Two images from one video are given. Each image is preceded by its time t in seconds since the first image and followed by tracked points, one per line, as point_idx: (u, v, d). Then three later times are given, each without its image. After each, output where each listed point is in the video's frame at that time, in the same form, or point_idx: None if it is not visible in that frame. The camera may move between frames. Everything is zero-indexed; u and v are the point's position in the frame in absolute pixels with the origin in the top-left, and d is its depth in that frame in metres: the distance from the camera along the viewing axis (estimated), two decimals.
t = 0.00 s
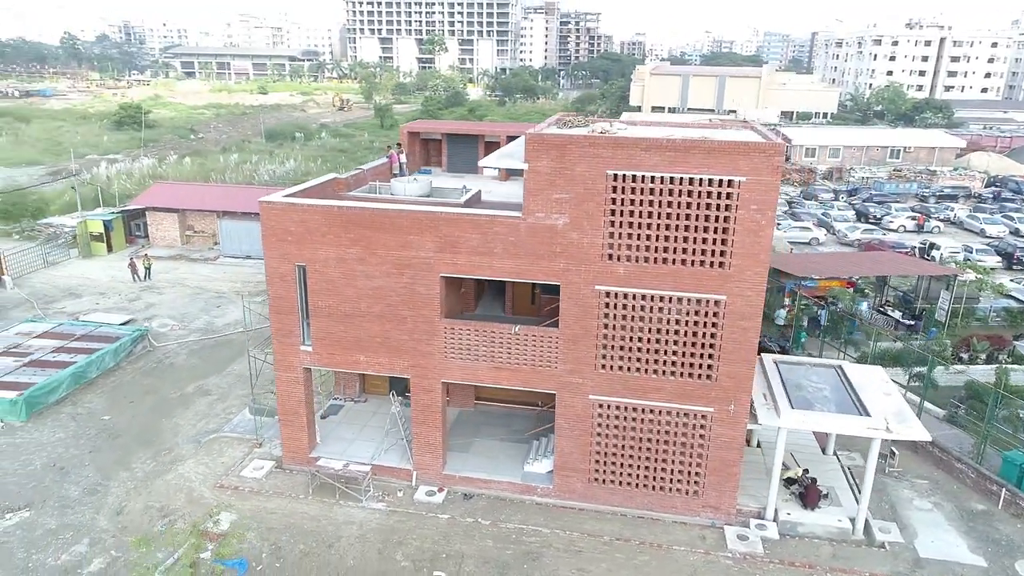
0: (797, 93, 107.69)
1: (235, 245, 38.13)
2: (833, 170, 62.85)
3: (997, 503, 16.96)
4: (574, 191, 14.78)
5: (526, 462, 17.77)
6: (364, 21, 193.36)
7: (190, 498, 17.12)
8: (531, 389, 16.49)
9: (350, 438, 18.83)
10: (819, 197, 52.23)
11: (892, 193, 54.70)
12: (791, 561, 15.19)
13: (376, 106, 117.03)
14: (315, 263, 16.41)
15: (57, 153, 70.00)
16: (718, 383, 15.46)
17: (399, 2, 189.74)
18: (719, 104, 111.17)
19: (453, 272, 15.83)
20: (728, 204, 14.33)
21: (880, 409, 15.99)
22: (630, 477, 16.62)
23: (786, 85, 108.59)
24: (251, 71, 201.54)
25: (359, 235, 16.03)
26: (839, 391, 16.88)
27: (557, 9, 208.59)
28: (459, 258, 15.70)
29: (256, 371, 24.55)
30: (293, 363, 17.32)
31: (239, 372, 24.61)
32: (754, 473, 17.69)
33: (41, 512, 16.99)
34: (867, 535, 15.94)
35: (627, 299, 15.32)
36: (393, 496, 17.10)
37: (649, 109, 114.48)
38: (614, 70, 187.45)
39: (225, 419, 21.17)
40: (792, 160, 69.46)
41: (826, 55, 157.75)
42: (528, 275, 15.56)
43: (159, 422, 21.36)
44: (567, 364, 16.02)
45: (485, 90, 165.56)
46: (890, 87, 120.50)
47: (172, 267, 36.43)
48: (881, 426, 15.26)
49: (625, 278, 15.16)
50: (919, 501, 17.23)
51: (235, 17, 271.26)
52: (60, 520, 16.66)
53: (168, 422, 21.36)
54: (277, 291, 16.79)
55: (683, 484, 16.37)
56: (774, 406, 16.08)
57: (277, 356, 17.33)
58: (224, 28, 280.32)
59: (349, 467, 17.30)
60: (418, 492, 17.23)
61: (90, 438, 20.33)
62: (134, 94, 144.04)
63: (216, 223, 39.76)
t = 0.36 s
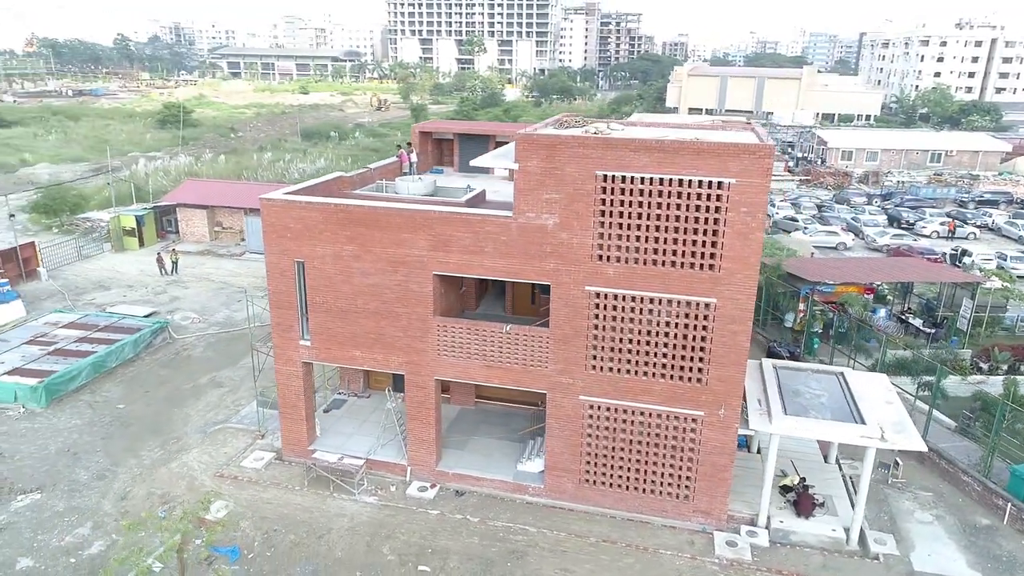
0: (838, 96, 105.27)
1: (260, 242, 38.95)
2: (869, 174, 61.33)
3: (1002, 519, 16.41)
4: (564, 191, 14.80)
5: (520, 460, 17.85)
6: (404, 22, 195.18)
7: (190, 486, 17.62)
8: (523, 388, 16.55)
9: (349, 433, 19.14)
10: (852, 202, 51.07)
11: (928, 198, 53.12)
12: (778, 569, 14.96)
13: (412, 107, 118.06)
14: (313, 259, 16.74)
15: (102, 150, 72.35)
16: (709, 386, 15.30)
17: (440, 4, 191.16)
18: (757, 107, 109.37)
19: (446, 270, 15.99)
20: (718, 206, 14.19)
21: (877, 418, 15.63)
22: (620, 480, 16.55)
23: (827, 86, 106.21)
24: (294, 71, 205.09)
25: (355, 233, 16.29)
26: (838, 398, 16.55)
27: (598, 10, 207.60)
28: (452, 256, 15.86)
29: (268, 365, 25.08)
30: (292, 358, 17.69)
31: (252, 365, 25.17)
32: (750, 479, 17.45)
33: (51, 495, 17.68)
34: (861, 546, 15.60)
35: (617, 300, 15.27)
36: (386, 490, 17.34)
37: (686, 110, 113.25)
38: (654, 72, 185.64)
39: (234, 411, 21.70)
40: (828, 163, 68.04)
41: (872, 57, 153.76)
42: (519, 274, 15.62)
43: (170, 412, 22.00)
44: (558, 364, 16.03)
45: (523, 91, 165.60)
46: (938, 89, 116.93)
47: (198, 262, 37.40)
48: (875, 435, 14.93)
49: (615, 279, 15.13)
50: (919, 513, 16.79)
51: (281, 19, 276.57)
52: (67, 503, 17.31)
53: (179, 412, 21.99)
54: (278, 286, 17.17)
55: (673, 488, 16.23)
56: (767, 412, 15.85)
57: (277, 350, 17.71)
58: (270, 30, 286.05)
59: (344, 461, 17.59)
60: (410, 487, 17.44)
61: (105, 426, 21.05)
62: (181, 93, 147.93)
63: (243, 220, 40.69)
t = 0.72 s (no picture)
0: (884, 98, 102.52)
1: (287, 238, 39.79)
2: (910, 179, 59.60)
3: (1008, 536, 15.80)
4: (553, 191, 14.81)
5: (514, 459, 18.06)
6: (448, 23, 196.70)
7: (193, 474, 18.16)
8: (515, 388, 16.61)
9: (350, 426, 19.48)
10: (888, 207, 49.74)
11: (971, 203, 51.32)
12: None
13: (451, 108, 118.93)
14: (313, 255, 17.08)
15: (148, 147, 74.70)
16: (699, 390, 15.11)
17: (483, 5, 192.10)
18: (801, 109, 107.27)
19: (440, 268, 16.14)
20: (708, 208, 14.02)
21: (874, 428, 15.24)
22: (611, 482, 16.47)
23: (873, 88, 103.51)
24: (339, 72, 208.42)
25: (353, 230, 16.56)
26: (837, 406, 16.18)
27: (642, 10, 206.02)
28: (445, 255, 16.00)
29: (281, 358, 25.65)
30: (293, 352, 18.06)
31: (266, 358, 25.76)
32: (745, 486, 17.19)
33: (64, 478, 18.40)
34: (855, 558, 15.20)
35: (607, 302, 15.22)
36: (380, 485, 17.60)
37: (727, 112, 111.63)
38: (697, 73, 183.20)
39: (244, 402, 22.27)
40: (868, 167, 66.35)
41: (924, 59, 149.17)
42: (511, 273, 15.67)
43: (184, 401, 22.68)
44: (549, 364, 16.03)
45: (563, 92, 165.27)
46: (992, 91, 112.86)
47: (227, 257, 38.38)
48: (869, 444, 14.57)
49: (605, 281, 15.06)
50: (920, 527, 16.30)
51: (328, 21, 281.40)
52: (77, 487, 18.00)
53: (193, 402, 22.66)
54: (279, 281, 17.56)
55: (664, 492, 16.08)
56: (760, 418, 15.58)
57: (279, 344, 18.11)
58: (319, 31, 291.44)
59: (340, 453, 17.93)
60: (404, 483, 17.64)
61: (121, 413, 21.81)
62: (229, 94, 151.71)
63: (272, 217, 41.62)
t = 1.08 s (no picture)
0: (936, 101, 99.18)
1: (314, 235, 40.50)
2: (956, 184, 57.60)
3: (1014, 554, 15.21)
4: (544, 191, 14.82)
5: (509, 458, 18.04)
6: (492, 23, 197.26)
7: (198, 462, 18.69)
8: (509, 387, 16.64)
9: (352, 420, 19.81)
10: (929, 212, 48.11)
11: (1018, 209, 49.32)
12: None
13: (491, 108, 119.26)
14: (314, 251, 17.41)
15: (193, 145, 76.85)
16: (691, 393, 14.91)
17: (526, 6, 192.13)
18: (847, 111, 104.60)
19: (435, 266, 16.28)
20: (698, 210, 13.83)
21: (871, 438, 14.81)
22: (602, 484, 16.38)
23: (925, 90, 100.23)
24: (384, 72, 210.96)
25: (351, 226, 16.81)
26: (836, 414, 15.79)
27: (689, 10, 203.43)
28: (440, 253, 16.14)
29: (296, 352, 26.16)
30: (296, 346, 18.44)
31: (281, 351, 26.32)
32: (741, 494, 16.92)
33: (78, 461, 19.13)
34: (848, 570, 14.83)
35: (598, 302, 15.14)
36: (375, 479, 17.86)
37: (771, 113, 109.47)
38: (744, 74, 179.98)
39: (255, 394, 22.82)
40: (912, 170, 64.35)
41: (979, 59, 143.55)
42: (503, 272, 15.72)
43: (199, 391, 23.33)
44: (541, 364, 16.03)
45: (606, 92, 164.24)
46: None
47: (256, 252, 39.28)
48: (863, 454, 14.17)
49: (596, 281, 14.99)
50: (921, 541, 15.80)
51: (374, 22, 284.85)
52: (89, 470, 18.70)
53: (207, 392, 23.30)
54: (282, 277, 17.93)
55: (655, 496, 15.91)
56: (754, 424, 15.30)
57: (282, 338, 18.50)
58: (366, 32, 295.60)
59: (337, 447, 18.24)
60: (399, 478, 17.86)
61: (138, 401, 22.57)
62: (276, 93, 154.93)
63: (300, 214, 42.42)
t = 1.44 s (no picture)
0: (987, 104, 95.82)
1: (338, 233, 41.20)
2: (1000, 189, 55.62)
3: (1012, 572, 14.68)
4: (532, 192, 14.84)
5: (501, 458, 18.07)
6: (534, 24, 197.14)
7: (200, 451, 19.22)
8: (498, 386, 16.70)
9: (351, 415, 20.13)
10: (967, 218, 46.55)
11: None
12: None
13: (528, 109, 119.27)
14: (313, 248, 17.74)
15: (232, 144, 78.67)
16: (676, 397, 14.75)
17: (567, 6, 191.40)
18: (893, 114, 101.78)
19: (427, 264, 16.44)
20: (683, 212, 13.69)
21: (862, 448, 14.44)
22: (589, 486, 16.31)
23: (975, 92, 96.91)
24: (426, 73, 212.73)
25: (347, 223, 17.08)
26: (829, 422, 15.44)
27: (733, 11, 200.35)
28: (431, 251, 16.29)
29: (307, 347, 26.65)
30: (295, 341, 18.80)
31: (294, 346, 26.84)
32: (732, 501, 16.67)
33: (88, 447, 19.83)
34: None
35: (584, 303, 15.09)
36: (368, 474, 18.11)
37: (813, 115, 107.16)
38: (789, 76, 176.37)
39: (263, 387, 23.34)
40: (955, 175, 62.33)
41: None
42: (493, 271, 15.80)
43: (210, 383, 23.96)
44: (529, 364, 16.05)
45: (646, 94, 162.73)
46: None
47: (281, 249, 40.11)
48: (851, 464, 13.83)
49: (582, 282, 14.95)
50: (916, 555, 15.35)
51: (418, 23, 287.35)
52: (98, 456, 19.37)
53: (218, 383, 23.92)
54: (283, 272, 18.30)
55: (641, 500, 15.78)
56: (741, 430, 15.06)
57: (283, 333, 18.88)
58: (410, 33, 298.63)
59: (332, 441, 18.55)
60: (392, 474, 18.07)
61: (152, 391, 23.28)
62: (318, 93, 157.46)
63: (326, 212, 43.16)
